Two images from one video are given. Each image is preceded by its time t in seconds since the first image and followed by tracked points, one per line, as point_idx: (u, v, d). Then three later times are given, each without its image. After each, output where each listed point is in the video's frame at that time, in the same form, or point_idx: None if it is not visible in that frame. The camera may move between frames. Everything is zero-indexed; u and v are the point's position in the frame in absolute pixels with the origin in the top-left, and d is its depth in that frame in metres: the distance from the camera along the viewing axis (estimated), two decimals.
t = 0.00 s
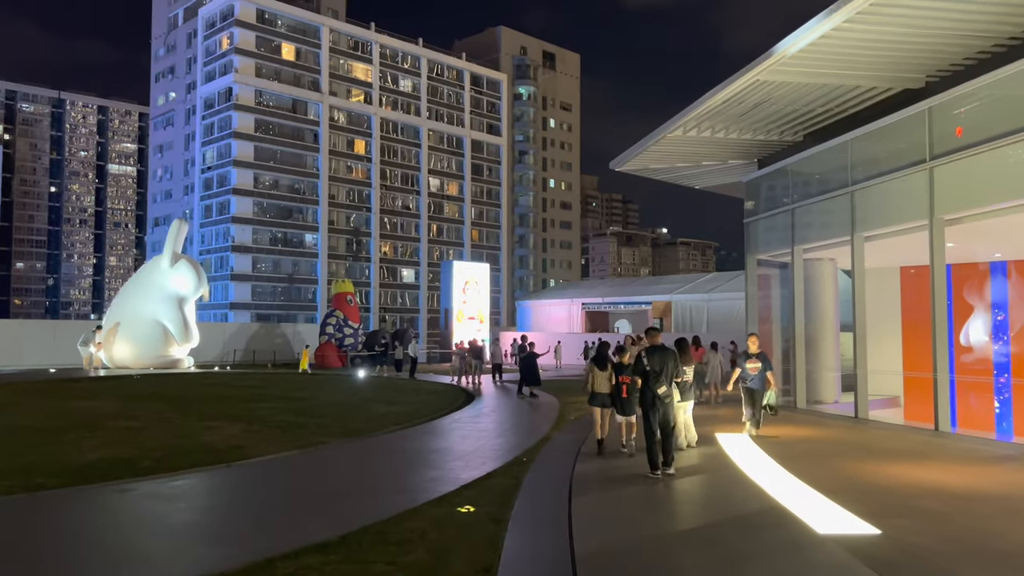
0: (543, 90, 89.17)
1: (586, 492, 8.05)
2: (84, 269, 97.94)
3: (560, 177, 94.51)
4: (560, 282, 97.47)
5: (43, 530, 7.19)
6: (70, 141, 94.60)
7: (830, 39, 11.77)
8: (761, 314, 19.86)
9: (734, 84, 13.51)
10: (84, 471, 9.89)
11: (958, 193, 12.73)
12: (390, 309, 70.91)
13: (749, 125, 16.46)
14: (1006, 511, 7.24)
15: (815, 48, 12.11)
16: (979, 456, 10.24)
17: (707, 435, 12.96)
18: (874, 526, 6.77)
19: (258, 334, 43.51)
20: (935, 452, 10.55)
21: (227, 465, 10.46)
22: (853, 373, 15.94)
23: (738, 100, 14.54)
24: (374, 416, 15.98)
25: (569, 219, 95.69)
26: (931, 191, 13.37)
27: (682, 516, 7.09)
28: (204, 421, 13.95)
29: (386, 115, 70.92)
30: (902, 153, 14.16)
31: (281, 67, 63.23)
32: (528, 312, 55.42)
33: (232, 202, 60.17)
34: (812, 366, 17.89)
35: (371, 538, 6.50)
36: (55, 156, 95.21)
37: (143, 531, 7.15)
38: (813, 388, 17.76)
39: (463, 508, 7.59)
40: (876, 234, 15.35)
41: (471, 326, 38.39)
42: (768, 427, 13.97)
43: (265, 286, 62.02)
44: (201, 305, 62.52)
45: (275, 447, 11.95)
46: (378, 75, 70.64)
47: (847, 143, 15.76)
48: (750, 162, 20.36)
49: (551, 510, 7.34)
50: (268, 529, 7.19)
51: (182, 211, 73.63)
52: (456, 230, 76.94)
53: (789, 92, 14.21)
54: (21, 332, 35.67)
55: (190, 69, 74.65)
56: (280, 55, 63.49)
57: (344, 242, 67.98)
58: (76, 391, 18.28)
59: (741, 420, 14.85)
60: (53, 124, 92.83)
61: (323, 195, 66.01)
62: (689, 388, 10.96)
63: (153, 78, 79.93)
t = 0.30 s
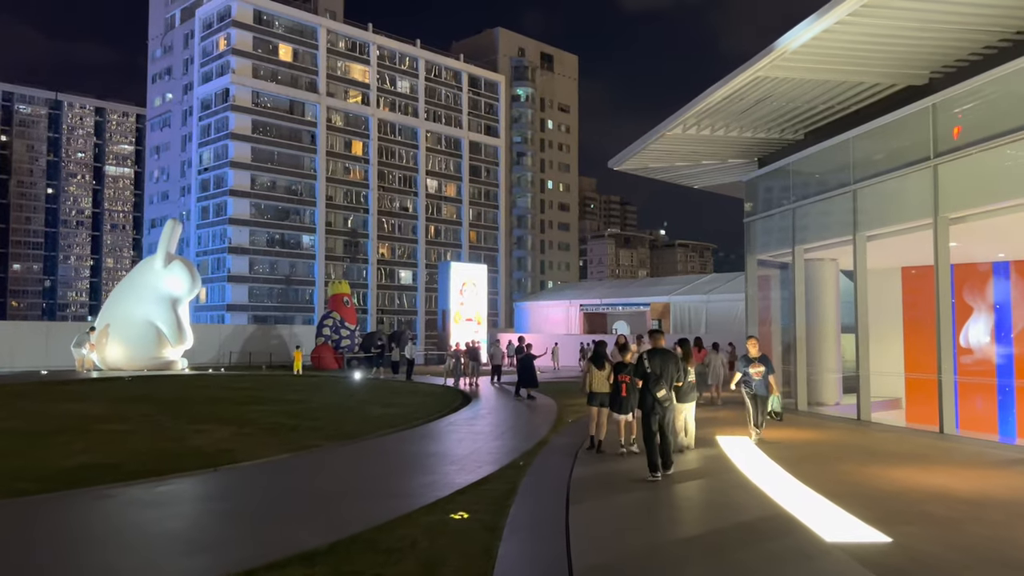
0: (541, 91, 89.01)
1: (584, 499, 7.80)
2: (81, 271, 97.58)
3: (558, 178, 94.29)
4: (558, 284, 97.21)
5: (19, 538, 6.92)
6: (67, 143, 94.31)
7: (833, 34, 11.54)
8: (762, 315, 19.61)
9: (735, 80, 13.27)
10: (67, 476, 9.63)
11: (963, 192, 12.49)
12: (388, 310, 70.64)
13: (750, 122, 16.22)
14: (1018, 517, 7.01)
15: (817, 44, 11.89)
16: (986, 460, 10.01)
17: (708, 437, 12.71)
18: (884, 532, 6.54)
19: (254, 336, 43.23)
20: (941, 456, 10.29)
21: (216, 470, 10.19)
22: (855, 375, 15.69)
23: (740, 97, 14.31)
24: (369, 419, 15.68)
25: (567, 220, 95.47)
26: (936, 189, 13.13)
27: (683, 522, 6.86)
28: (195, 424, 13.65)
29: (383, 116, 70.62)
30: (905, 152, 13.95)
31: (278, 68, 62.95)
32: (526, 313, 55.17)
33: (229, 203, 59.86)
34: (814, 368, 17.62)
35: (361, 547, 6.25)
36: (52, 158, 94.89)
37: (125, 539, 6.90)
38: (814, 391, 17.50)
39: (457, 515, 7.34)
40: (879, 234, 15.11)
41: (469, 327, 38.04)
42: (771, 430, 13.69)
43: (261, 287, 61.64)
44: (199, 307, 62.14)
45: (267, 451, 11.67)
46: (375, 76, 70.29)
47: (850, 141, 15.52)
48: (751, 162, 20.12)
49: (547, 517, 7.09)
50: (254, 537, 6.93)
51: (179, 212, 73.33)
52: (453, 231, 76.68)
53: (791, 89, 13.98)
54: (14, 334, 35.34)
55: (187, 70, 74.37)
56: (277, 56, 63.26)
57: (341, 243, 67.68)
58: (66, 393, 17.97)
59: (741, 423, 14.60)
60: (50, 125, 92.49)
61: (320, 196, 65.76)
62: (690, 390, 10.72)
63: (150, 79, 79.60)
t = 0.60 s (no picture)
0: (540, 93, 88.70)
1: (581, 510, 7.51)
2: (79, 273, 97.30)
3: (556, 180, 94.01)
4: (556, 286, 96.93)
5: None
6: (65, 145, 94.10)
7: (835, 32, 11.28)
8: (763, 317, 19.38)
9: (735, 78, 12.99)
10: (47, 485, 9.34)
11: (970, 192, 12.22)
12: (385, 313, 70.37)
13: (750, 122, 15.95)
14: None
15: (820, 41, 11.62)
16: (993, 467, 9.74)
17: (709, 443, 12.42)
18: (894, 545, 6.26)
19: (249, 339, 42.96)
20: (947, 463, 10.02)
21: (202, 478, 9.89)
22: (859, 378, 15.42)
23: (740, 96, 14.04)
24: (363, 424, 15.37)
25: (565, 222, 95.24)
26: (941, 189, 12.85)
27: (684, 535, 6.57)
28: (182, 430, 13.32)
29: (380, 118, 70.32)
30: (908, 152, 13.69)
31: (275, 69, 62.66)
32: (524, 315, 54.89)
33: (226, 205, 59.60)
34: (815, 371, 17.35)
35: (348, 563, 5.96)
36: (49, 160, 94.68)
37: (101, 554, 6.60)
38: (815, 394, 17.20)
39: (449, 528, 7.06)
40: (882, 235, 14.83)
41: (466, 329, 37.67)
42: (772, 436, 13.36)
43: (258, 289, 61.24)
44: (195, 310, 61.77)
45: (256, 458, 11.38)
46: (373, 77, 70.01)
47: (852, 141, 15.25)
48: (751, 162, 19.83)
49: (543, 529, 6.81)
50: (236, 550, 6.64)
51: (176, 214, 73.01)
52: (451, 233, 76.41)
53: (792, 87, 13.73)
54: (8, 337, 35.08)
55: (184, 71, 74.12)
56: (274, 57, 63.00)
57: (339, 245, 67.37)
58: (55, 397, 17.67)
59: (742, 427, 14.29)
60: (47, 127, 92.33)
61: (317, 198, 65.51)
62: (691, 394, 10.48)
63: (146, 80, 79.24)
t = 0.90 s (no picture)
0: (538, 94, 88.42)
1: (580, 514, 7.26)
2: (77, 275, 97.02)
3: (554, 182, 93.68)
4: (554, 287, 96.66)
5: None
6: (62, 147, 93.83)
7: (839, 25, 11.06)
8: (763, 318, 19.10)
9: (737, 74, 12.78)
10: (31, 489, 9.06)
11: (976, 189, 12.00)
12: (383, 314, 70.08)
13: (751, 119, 15.73)
14: None
15: (823, 35, 11.39)
16: (1003, 469, 9.48)
17: (711, 445, 12.16)
18: (907, 550, 6.02)
19: (246, 340, 42.66)
20: (955, 466, 9.77)
21: (191, 481, 9.63)
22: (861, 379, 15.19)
23: (742, 91, 13.81)
24: (358, 425, 15.11)
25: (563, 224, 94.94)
26: (947, 186, 12.62)
27: (687, 540, 6.32)
28: (173, 433, 13.05)
29: (378, 119, 70.09)
30: (913, 149, 13.47)
31: (272, 70, 62.41)
32: (522, 317, 54.63)
33: (223, 206, 59.30)
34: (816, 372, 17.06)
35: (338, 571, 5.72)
36: (46, 161, 94.43)
37: (80, 560, 6.34)
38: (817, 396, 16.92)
39: (442, 533, 6.82)
40: (886, 233, 14.58)
41: (464, 331, 37.37)
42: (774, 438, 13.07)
43: (256, 291, 60.89)
44: (192, 311, 61.49)
45: (248, 460, 11.13)
46: (371, 79, 69.78)
47: (855, 138, 15.01)
48: (751, 161, 19.61)
49: (540, 535, 6.56)
50: (220, 556, 6.39)
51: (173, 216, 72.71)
52: (449, 235, 76.19)
53: (794, 83, 13.50)
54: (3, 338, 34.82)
55: (181, 72, 73.89)
56: (272, 58, 62.70)
57: (336, 247, 67.09)
58: (46, 399, 17.40)
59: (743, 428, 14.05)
60: (44, 128, 92.11)
61: (315, 200, 65.21)
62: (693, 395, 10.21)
63: (143, 82, 79.03)
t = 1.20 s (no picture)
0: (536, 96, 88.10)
1: (577, 526, 6.97)
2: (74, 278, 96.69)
3: (552, 184, 93.30)
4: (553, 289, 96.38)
5: None
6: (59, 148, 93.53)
7: (844, 22, 10.79)
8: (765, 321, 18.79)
9: (739, 71, 12.50)
10: (12, 498, 8.77)
11: (983, 189, 11.71)
12: (380, 316, 69.85)
13: (753, 118, 15.46)
14: None
15: (828, 32, 11.12)
16: (1014, 477, 9.20)
17: (713, 451, 11.87)
18: (923, 565, 5.73)
19: (242, 343, 42.32)
20: (965, 474, 9.48)
21: (178, 490, 9.34)
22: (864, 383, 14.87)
23: (743, 90, 13.53)
24: (352, 430, 14.82)
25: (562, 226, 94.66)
26: (953, 185, 12.33)
27: (690, 555, 6.03)
28: (163, 438, 12.75)
29: (376, 120, 69.82)
30: (918, 148, 13.18)
31: (270, 72, 62.11)
32: (520, 319, 54.34)
33: (220, 208, 58.95)
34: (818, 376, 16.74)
35: None
36: (44, 163, 94.18)
37: None
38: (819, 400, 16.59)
39: (434, 547, 6.53)
40: (890, 234, 14.28)
41: (462, 333, 37.05)
42: (777, 444, 12.77)
43: (253, 293, 60.58)
44: (189, 314, 61.10)
45: (239, 467, 10.85)
46: (368, 80, 69.52)
47: (859, 136, 14.72)
48: (752, 161, 19.34)
49: (537, 549, 6.28)
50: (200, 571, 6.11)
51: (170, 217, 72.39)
52: (447, 236, 75.99)
53: (797, 80, 13.22)
54: None
55: (178, 73, 73.63)
56: (269, 59, 62.39)
57: (334, 249, 66.77)
58: (36, 404, 17.09)
59: (744, 433, 13.76)
60: (42, 130, 91.88)
61: (312, 202, 64.88)
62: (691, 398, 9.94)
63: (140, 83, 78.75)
